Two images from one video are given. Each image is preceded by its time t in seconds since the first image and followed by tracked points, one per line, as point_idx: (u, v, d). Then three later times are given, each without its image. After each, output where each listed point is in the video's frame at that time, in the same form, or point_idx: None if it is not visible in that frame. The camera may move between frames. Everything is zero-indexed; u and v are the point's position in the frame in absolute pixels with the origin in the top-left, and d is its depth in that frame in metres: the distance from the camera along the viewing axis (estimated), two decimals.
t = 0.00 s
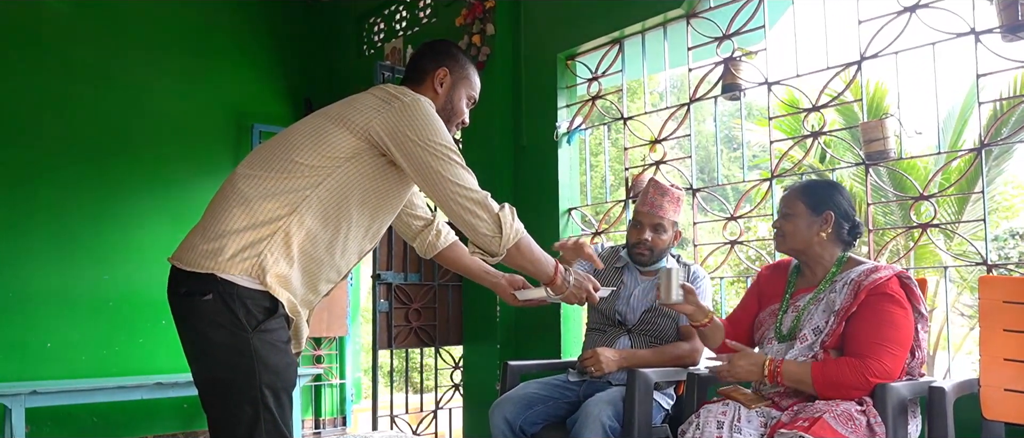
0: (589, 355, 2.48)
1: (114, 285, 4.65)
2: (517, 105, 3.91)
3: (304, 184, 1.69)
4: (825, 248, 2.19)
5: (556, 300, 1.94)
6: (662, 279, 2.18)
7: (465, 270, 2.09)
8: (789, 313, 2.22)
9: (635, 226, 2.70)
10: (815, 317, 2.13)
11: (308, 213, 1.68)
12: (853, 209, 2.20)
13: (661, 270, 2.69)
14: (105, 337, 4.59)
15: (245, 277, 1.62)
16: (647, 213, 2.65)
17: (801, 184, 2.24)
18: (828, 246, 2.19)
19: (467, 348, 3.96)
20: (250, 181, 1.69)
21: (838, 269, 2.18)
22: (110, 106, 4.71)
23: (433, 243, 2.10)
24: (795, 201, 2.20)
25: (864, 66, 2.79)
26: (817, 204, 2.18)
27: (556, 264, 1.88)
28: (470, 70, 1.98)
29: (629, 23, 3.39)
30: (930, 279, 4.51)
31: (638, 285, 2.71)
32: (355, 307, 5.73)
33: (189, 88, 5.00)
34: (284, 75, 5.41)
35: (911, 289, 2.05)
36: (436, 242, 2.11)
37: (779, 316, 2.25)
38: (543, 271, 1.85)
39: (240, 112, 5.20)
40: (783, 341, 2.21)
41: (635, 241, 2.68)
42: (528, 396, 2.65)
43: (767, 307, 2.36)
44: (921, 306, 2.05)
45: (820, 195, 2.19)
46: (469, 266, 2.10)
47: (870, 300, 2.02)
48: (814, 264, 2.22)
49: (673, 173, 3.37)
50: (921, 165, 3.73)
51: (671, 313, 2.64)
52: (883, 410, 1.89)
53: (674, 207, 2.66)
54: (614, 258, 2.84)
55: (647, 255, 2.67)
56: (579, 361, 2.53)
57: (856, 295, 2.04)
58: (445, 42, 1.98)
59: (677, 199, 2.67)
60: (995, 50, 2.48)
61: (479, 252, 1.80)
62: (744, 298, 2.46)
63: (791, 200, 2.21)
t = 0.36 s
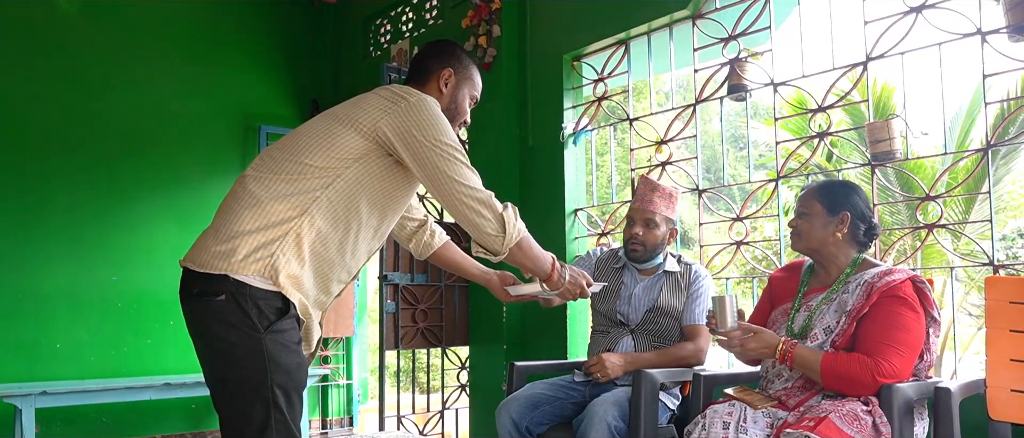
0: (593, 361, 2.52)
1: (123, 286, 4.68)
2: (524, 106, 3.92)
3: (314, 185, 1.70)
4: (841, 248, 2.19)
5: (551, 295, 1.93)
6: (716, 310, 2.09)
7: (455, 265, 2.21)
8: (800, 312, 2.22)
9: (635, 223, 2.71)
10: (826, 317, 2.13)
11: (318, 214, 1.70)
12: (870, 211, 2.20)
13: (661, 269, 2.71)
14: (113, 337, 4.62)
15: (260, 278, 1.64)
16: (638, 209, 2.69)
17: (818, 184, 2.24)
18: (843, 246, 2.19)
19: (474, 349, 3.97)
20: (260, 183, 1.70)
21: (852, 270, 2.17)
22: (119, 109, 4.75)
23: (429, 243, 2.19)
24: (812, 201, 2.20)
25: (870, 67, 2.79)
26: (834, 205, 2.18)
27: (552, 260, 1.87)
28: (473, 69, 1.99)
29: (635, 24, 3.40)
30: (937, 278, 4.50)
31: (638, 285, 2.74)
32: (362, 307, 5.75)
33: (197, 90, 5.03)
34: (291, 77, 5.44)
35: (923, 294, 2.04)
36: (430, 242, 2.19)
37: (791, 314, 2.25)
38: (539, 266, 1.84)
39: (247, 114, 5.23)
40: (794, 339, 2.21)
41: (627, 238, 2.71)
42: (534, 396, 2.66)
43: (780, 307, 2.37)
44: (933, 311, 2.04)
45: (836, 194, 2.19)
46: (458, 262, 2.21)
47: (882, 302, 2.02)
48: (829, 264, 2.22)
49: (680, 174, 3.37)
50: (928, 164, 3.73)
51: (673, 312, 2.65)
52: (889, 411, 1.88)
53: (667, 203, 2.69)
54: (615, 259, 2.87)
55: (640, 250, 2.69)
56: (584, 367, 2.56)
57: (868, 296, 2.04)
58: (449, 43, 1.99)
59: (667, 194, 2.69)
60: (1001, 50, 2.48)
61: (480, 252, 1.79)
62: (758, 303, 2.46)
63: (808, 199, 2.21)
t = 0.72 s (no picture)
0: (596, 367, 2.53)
1: (128, 286, 4.70)
2: (527, 107, 3.93)
3: (315, 185, 1.71)
4: (848, 250, 2.19)
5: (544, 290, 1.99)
6: (734, 318, 2.12)
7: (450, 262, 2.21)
8: (809, 312, 2.22)
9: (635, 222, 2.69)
10: (833, 318, 2.13)
11: (320, 213, 1.71)
12: (882, 214, 2.18)
13: (660, 270, 2.72)
14: (118, 337, 4.64)
15: (265, 276, 1.65)
16: (655, 210, 2.65)
17: (828, 186, 2.23)
18: (850, 248, 2.19)
19: (477, 349, 3.98)
20: (262, 183, 1.71)
21: (862, 272, 2.16)
22: (126, 110, 4.77)
23: (422, 240, 2.17)
24: (820, 202, 2.21)
25: (874, 68, 2.79)
26: (841, 206, 2.18)
27: (546, 257, 1.91)
28: (466, 71, 2.01)
29: (638, 25, 3.41)
30: (941, 279, 4.50)
31: (637, 286, 2.74)
32: (366, 307, 5.76)
33: (202, 91, 5.05)
34: (296, 77, 5.45)
35: (932, 298, 2.02)
36: (423, 239, 2.17)
37: (799, 314, 2.25)
38: (534, 264, 1.89)
39: (252, 114, 5.25)
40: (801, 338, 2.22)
41: (647, 240, 2.67)
42: (536, 397, 2.67)
43: (788, 307, 2.38)
44: (942, 315, 2.02)
45: (846, 195, 2.18)
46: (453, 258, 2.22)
47: (890, 304, 2.01)
48: (837, 265, 2.22)
49: (683, 175, 3.37)
50: (932, 165, 3.73)
51: (672, 313, 2.65)
52: (890, 412, 1.88)
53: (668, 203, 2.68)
54: (613, 261, 2.88)
55: (658, 251, 2.68)
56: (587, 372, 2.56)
57: (876, 298, 2.03)
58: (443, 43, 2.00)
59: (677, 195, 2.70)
60: (1005, 52, 2.48)
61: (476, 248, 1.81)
62: (766, 303, 2.47)
63: (817, 201, 2.22)
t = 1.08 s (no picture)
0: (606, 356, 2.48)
1: (134, 285, 4.72)
2: (533, 107, 3.93)
3: (307, 187, 1.71)
4: (857, 250, 2.18)
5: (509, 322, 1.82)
6: (746, 318, 2.15)
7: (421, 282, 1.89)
8: (818, 311, 2.22)
9: (647, 224, 2.71)
10: (842, 317, 2.12)
11: (311, 216, 1.71)
12: (891, 213, 2.16)
13: (669, 269, 2.72)
14: (124, 336, 4.65)
15: (262, 277, 1.65)
16: (669, 211, 2.68)
17: (835, 186, 2.23)
18: (859, 248, 2.18)
19: (483, 349, 3.98)
20: (258, 184, 1.72)
21: (872, 272, 2.16)
22: (133, 110, 4.79)
23: (397, 257, 2.01)
24: (826, 203, 2.21)
25: (881, 67, 2.78)
26: (848, 206, 2.17)
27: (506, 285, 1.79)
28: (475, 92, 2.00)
29: (644, 24, 3.40)
30: (948, 279, 4.48)
31: (643, 285, 2.74)
32: (371, 307, 5.77)
33: (208, 91, 5.06)
34: (301, 78, 5.46)
35: (942, 298, 2.02)
36: (395, 255, 2.01)
37: (808, 314, 2.25)
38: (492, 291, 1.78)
39: (258, 114, 5.26)
40: (810, 337, 2.21)
41: (664, 240, 2.68)
42: (543, 396, 2.67)
43: (797, 306, 2.38)
44: (952, 316, 2.02)
45: (852, 195, 2.18)
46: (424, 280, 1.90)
47: (900, 304, 2.00)
48: (848, 265, 2.21)
49: (689, 174, 3.37)
50: (939, 164, 3.72)
51: (679, 312, 2.65)
52: (899, 412, 1.87)
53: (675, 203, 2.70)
54: (619, 261, 2.88)
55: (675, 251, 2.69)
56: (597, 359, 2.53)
57: (886, 299, 2.02)
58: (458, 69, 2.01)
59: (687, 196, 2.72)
60: (1014, 51, 2.47)
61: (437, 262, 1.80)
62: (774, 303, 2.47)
63: (824, 201, 2.22)
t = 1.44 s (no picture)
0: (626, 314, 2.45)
1: (139, 286, 4.73)
2: (536, 107, 3.93)
3: (292, 193, 1.72)
4: (859, 250, 2.18)
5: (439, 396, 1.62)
6: (750, 320, 2.14)
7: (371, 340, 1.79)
8: (822, 312, 2.22)
9: (637, 233, 2.71)
10: (847, 318, 2.12)
11: (291, 222, 1.71)
12: (893, 213, 2.15)
13: (668, 270, 2.73)
14: (128, 337, 4.66)
15: (241, 273, 1.65)
16: (648, 221, 2.66)
17: (837, 188, 2.23)
18: (861, 248, 2.18)
19: (487, 349, 3.98)
20: (249, 182, 1.74)
21: (877, 272, 2.15)
22: (138, 111, 4.81)
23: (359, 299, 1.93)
24: (828, 206, 2.21)
25: (885, 68, 2.78)
26: (848, 207, 2.17)
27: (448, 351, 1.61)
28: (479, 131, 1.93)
29: (648, 25, 3.40)
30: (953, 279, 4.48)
31: (645, 286, 2.75)
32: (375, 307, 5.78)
33: (212, 91, 5.07)
34: (305, 78, 5.47)
35: (947, 299, 2.01)
36: (360, 295, 1.93)
37: (813, 314, 2.25)
38: (434, 347, 1.60)
39: (262, 115, 5.27)
40: (814, 337, 2.21)
41: (641, 248, 2.69)
42: (547, 397, 2.67)
43: (802, 306, 2.38)
44: (956, 317, 2.01)
45: (854, 197, 2.18)
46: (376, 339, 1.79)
47: (904, 305, 1.99)
48: (852, 266, 2.21)
49: (692, 175, 3.37)
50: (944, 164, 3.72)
51: (683, 309, 2.65)
52: (903, 413, 1.88)
53: (671, 208, 2.67)
54: (621, 263, 2.89)
55: (655, 259, 2.69)
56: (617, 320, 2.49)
57: (890, 299, 2.02)
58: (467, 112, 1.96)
59: (671, 199, 2.66)
60: (1018, 50, 2.47)
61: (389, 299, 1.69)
62: (780, 304, 2.46)
63: (825, 204, 2.22)
